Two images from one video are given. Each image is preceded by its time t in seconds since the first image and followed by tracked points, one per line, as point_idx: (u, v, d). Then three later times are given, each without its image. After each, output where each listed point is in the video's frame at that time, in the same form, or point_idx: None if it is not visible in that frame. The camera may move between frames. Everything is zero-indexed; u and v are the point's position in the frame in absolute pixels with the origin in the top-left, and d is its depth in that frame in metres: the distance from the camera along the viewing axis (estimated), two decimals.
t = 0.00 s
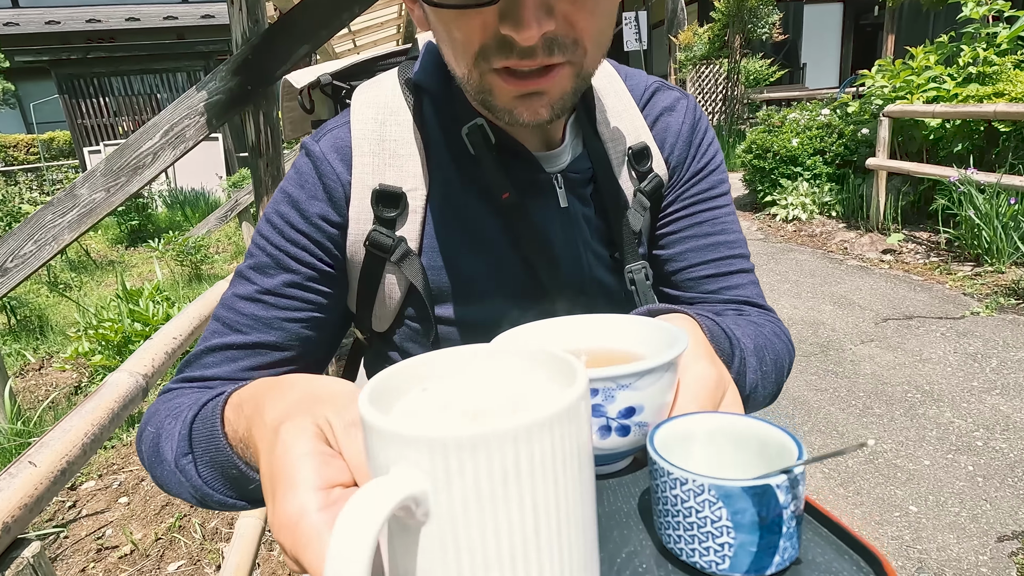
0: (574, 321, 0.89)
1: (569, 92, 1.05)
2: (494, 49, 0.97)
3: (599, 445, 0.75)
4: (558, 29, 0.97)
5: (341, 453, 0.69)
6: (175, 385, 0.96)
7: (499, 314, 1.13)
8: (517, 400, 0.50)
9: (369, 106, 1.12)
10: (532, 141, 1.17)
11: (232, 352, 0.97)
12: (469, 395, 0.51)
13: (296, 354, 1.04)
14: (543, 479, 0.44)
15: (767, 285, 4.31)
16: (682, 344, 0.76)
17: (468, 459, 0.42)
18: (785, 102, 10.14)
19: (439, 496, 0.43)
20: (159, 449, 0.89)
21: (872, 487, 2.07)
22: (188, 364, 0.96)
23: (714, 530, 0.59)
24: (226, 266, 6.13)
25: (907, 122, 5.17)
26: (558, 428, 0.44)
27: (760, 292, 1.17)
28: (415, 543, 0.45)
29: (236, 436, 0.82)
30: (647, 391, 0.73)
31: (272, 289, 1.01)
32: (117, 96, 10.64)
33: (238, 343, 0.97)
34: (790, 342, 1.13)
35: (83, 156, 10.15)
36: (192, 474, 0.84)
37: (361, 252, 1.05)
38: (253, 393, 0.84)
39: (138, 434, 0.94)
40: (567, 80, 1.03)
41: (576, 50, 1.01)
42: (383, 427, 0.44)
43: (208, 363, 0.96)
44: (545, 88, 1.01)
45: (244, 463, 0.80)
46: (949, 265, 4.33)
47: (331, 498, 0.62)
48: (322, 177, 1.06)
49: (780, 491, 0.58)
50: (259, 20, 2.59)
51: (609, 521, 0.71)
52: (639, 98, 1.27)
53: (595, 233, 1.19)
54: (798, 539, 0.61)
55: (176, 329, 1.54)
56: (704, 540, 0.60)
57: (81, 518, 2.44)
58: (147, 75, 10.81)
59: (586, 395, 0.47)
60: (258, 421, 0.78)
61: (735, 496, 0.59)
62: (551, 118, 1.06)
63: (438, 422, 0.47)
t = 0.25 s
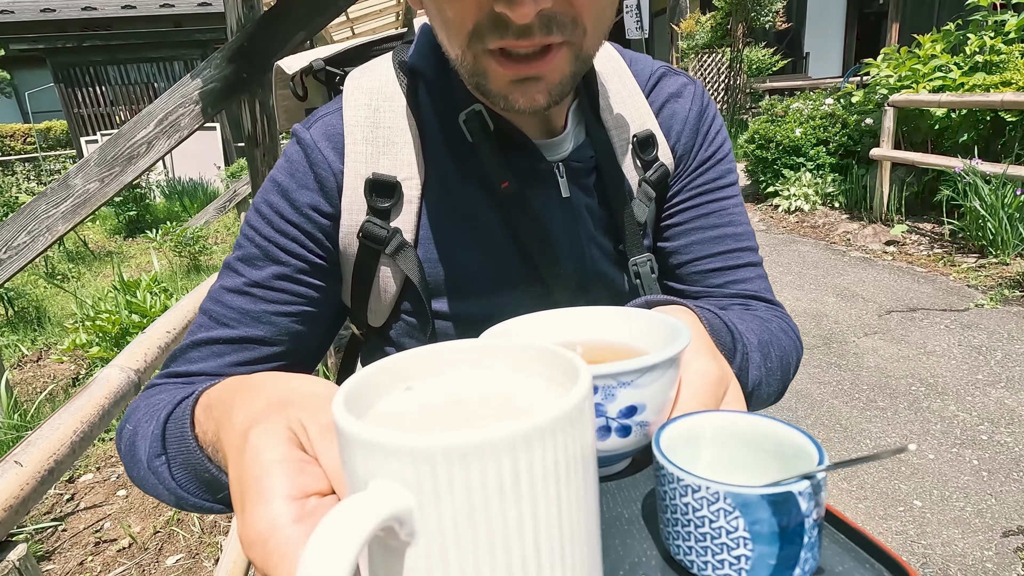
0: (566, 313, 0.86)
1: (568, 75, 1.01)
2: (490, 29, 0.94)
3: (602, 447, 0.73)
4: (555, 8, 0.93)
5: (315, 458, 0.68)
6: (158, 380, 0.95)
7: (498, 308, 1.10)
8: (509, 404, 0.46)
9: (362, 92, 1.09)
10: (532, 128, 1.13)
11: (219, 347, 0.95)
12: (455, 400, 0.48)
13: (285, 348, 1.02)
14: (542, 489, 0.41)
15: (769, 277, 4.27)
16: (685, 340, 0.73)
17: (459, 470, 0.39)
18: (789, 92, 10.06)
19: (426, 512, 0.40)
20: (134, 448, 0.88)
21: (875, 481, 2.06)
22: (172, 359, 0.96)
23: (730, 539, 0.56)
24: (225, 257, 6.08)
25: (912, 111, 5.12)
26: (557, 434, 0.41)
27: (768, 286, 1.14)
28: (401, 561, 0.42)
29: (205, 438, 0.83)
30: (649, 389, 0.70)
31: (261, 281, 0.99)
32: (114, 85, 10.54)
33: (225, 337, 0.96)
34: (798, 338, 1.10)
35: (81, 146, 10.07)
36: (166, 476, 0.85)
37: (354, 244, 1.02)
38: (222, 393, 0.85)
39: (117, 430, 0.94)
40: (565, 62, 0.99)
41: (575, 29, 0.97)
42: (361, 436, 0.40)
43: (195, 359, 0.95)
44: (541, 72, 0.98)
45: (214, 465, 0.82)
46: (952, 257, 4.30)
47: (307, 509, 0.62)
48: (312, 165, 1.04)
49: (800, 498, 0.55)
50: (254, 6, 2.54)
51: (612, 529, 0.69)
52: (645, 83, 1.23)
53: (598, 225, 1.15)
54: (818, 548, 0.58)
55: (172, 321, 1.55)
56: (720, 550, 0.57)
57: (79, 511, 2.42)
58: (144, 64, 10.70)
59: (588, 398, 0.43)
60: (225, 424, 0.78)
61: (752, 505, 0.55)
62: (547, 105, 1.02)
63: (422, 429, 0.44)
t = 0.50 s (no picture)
0: (577, 298, 0.83)
1: (577, 56, 0.98)
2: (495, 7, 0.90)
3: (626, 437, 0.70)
4: None
5: (315, 459, 0.65)
6: (147, 373, 0.93)
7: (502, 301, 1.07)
8: (534, 402, 0.44)
9: (360, 76, 1.06)
10: (541, 114, 1.09)
11: (210, 340, 0.94)
12: (473, 399, 0.45)
13: (279, 342, 1.00)
14: (581, 494, 0.38)
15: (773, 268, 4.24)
16: (704, 329, 0.70)
17: (492, 477, 0.36)
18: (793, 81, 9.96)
19: (455, 523, 0.37)
20: (122, 445, 0.87)
21: (881, 475, 2.04)
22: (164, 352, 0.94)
23: (771, 537, 0.53)
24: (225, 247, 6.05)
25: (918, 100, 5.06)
26: (597, 434, 0.38)
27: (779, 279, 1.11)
28: None
29: (197, 436, 0.80)
30: (671, 379, 0.67)
31: (255, 272, 0.98)
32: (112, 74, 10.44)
33: (216, 330, 0.94)
34: (809, 331, 1.07)
35: (78, 135, 10.00)
36: (154, 476, 0.83)
37: (353, 234, 1.00)
38: (214, 390, 0.82)
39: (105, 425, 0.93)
40: (574, 41, 0.96)
41: (584, 7, 0.93)
42: (383, 440, 0.37)
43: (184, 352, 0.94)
44: (549, 52, 0.95)
45: (206, 465, 0.80)
46: (957, 248, 4.26)
47: (309, 513, 0.59)
48: (309, 152, 1.01)
49: (850, 495, 0.52)
50: None
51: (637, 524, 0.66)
52: (654, 67, 1.20)
53: (606, 214, 1.11)
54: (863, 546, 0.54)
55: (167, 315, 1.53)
56: (760, 548, 0.54)
57: (80, 503, 2.41)
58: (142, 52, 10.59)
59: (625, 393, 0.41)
60: (219, 424, 0.75)
61: (797, 502, 0.52)
62: (556, 88, 0.99)
63: (441, 433, 0.41)
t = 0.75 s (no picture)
0: (584, 300, 0.83)
1: (583, 46, 0.95)
2: None
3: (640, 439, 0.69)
4: None
5: (325, 469, 0.64)
6: (138, 372, 0.92)
7: (505, 299, 1.05)
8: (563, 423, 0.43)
9: (357, 66, 1.03)
10: (544, 106, 1.07)
11: (202, 339, 0.93)
12: (497, 417, 0.44)
13: (273, 342, 0.99)
14: (621, 523, 0.37)
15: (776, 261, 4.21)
16: (722, 331, 0.70)
17: (533, 511, 0.35)
18: (796, 71, 9.87)
19: (494, 556, 0.36)
20: (113, 448, 0.86)
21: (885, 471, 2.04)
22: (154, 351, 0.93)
23: (802, 550, 0.51)
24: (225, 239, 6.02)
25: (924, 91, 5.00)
26: (636, 463, 0.37)
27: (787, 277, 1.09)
28: None
29: (195, 443, 0.79)
30: (690, 385, 0.66)
31: (248, 269, 0.96)
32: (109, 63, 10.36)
33: (208, 328, 0.93)
34: (818, 330, 1.05)
35: (76, 126, 9.93)
36: (149, 481, 0.82)
37: (351, 231, 0.97)
38: (212, 395, 0.79)
39: (93, 426, 0.91)
40: (579, 31, 0.93)
41: None
42: (418, 473, 0.36)
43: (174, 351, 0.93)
44: (555, 42, 0.92)
45: (205, 472, 0.78)
46: (962, 241, 4.22)
47: (321, 527, 0.58)
48: (305, 145, 0.98)
49: (883, 509, 0.49)
50: None
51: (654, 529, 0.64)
52: (661, 58, 1.17)
53: (610, 210, 1.09)
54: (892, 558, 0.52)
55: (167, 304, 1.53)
56: (789, 560, 0.52)
57: (80, 497, 2.41)
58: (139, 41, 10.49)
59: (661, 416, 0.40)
60: (221, 433, 0.72)
61: (831, 517, 0.49)
62: (561, 75, 0.96)
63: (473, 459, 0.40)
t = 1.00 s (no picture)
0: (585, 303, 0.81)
1: (579, 40, 0.93)
2: None
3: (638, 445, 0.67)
4: None
5: (323, 480, 0.62)
6: (126, 372, 0.91)
7: (500, 298, 1.02)
8: (572, 444, 0.41)
9: (348, 60, 1.01)
10: (540, 103, 1.04)
11: (190, 339, 0.92)
12: (500, 438, 0.43)
13: (262, 342, 0.97)
14: (632, 552, 0.36)
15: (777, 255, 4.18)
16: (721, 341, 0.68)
17: (544, 546, 0.33)
18: (799, 62, 9.81)
19: None
20: (102, 452, 0.85)
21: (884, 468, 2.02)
22: (141, 352, 0.92)
23: (798, 566, 0.50)
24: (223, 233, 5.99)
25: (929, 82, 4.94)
26: (645, 490, 0.36)
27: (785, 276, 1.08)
28: None
29: (189, 449, 0.77)
30: (690, 395, 0.64)
31: (236, 268, 0.94)
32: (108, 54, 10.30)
33: (195, 328, 0.92)
34: (814, 330, 1.04)
35: (75, 118, 9.88)
36: (140, 486, 0.81)
37: (343, 230, 0.95)
38: (208, 403, 0.78)
39: (80, 430, 0.90)
40: (576, 20, 0.91)
41: None
42: (425, 504, 0.34)
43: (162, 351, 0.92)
44: (552, 32, 0.89)
45: (199, 477, 0.77)
46: (964, 235, 4.20)
47: (321, 540, 0.56)
48: (295, 142, 0.96)
49: (879, 523, 0.48)
50: None
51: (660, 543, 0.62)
52: (658, 52, 1.14)
53: (607, 207, 1.07)
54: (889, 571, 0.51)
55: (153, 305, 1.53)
56: None
57: (78, 491, 2.41)
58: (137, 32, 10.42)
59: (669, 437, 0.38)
60: (217, 442, 0.70)
61: (827, 533, 0.48)
62: (557, 72, 0.95)
63: (481, 485, 0.38)
